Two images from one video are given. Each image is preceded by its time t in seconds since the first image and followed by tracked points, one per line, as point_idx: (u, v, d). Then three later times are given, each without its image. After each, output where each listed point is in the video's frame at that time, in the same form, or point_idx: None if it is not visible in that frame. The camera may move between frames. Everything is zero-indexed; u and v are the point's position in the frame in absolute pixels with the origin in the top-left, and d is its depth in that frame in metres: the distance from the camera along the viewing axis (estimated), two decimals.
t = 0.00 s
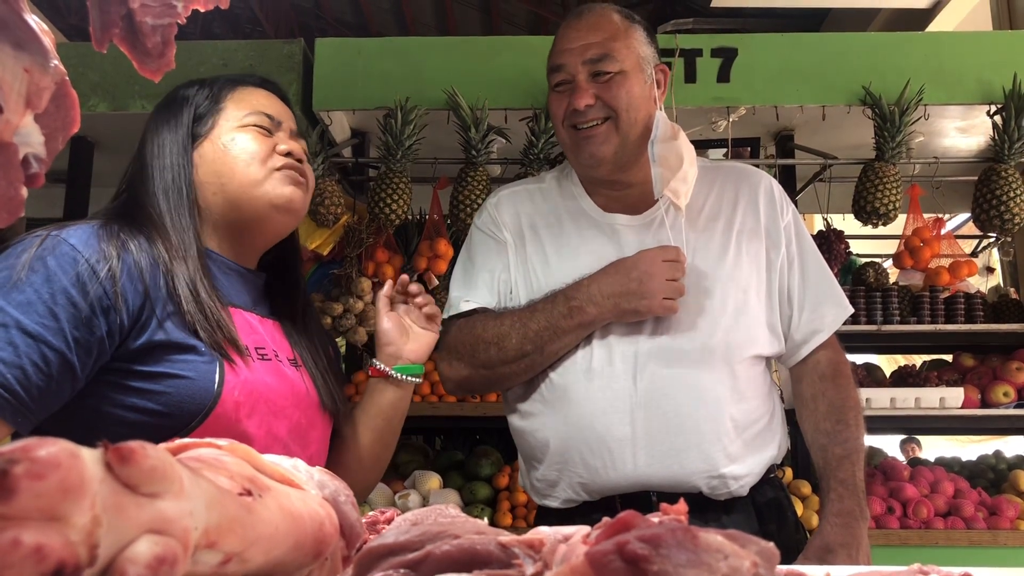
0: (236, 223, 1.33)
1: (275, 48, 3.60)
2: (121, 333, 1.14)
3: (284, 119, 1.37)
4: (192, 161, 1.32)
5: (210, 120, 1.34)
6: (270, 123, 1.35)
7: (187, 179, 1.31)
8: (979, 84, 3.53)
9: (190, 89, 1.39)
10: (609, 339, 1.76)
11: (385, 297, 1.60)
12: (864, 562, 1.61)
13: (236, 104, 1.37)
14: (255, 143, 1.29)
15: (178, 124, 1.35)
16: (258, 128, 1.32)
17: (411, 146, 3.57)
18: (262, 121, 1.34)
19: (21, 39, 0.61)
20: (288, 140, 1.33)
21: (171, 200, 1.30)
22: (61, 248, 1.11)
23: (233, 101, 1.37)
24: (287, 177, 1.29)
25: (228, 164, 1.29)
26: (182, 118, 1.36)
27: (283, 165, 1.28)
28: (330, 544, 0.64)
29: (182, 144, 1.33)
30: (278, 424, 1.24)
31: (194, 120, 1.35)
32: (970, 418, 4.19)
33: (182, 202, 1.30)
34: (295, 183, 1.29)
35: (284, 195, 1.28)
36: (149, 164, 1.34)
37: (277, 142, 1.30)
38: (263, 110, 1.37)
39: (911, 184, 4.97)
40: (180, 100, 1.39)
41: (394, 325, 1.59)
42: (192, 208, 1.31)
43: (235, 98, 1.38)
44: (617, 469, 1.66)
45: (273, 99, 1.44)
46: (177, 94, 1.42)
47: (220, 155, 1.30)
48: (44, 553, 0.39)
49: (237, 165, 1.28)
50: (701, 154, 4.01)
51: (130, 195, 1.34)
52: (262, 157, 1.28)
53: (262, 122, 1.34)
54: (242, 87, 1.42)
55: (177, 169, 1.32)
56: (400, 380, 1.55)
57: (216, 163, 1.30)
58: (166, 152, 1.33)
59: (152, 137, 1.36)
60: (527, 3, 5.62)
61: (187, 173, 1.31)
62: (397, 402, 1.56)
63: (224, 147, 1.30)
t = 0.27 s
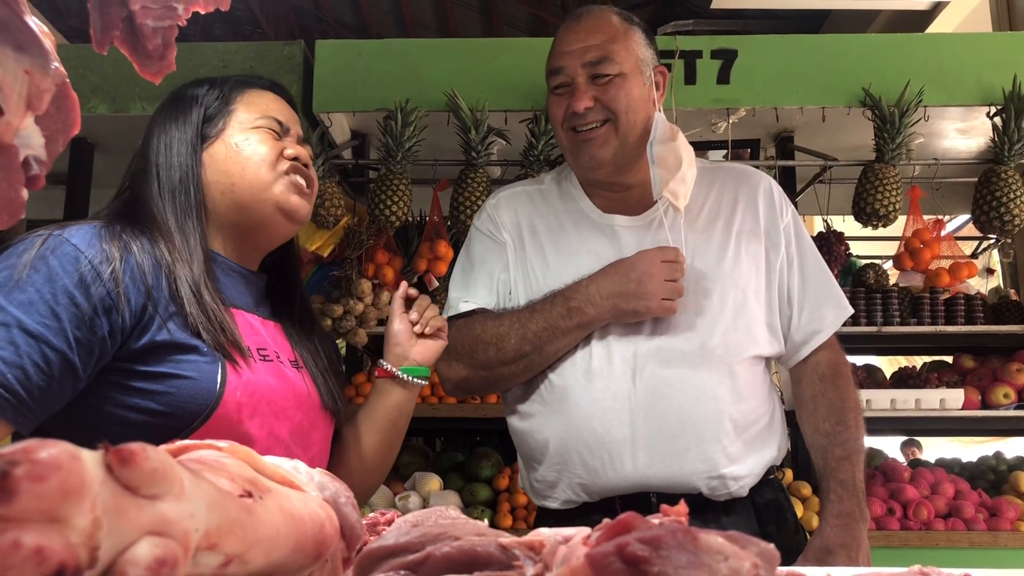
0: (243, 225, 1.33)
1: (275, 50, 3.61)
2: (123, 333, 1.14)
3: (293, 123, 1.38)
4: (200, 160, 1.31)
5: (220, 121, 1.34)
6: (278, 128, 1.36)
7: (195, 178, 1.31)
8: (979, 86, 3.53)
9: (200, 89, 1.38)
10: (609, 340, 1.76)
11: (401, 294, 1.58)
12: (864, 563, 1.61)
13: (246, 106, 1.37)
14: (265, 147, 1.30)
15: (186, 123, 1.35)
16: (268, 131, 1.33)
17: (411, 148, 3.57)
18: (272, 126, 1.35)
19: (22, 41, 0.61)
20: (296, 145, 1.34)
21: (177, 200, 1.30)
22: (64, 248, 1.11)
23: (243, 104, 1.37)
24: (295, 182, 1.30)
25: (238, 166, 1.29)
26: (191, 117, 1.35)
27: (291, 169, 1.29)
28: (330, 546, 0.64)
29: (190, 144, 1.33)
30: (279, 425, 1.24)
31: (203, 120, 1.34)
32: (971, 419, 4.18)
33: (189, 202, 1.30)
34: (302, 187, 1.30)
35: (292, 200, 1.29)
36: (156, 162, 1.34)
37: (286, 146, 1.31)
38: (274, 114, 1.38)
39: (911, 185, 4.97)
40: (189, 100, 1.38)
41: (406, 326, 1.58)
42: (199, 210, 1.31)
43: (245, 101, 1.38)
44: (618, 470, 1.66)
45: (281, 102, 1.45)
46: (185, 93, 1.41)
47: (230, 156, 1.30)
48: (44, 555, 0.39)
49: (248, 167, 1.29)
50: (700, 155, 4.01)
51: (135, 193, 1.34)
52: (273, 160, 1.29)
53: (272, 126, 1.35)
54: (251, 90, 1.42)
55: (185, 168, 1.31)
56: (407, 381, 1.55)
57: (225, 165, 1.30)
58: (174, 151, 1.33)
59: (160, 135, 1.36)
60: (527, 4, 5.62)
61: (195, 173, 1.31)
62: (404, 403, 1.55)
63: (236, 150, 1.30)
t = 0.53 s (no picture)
0: (239, 226, 1.33)
1: (275, 51, 3.61)
2: (120, 334, 1.14)
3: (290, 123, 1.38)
4: (198, 159, 1.31)
5: (217, 120, 1.34)
6: (277, 127, 1.36)
7: (192, 178, 1.30)
8: (979, 87, 3.53)
9: (198, 89, 1.39)
10: (608, 342, 1.76)
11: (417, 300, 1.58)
12: (864, 564, 1.60)
13: (244, 106, 1.37)
14: (261, 146, 1.30)
15: (185, 123, 1.35)
16: (264, 130, 1.33)
17: (411, 149, 3.57)
18: (270, 126, 1.35)
19: (22, 42, 0.61)
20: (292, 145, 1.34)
21: (175, 200, 1.30)
22: (60, 249, 1.11)
23: (241, 104, 1.37)
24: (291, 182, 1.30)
25: (233, 164, 1.29)
26: (189, 117, 1.35)
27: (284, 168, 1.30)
28: (330, 547, 0.64)
29: (188, 144, 1.33)
30: (277, 426, 1.24)
31: (201, 120, 1.34)
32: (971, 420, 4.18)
33: (188, 201, 1.30)
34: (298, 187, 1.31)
35: (289, 199, 1.29)
36: (155, 163, 1.34)
37: (281, 145, 1.32)
38: (271, 114, 1.38)
39: (911, 186, 4.98)
40: (188, 100, 1.38)
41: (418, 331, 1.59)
42: (197, 210, 1.31)
43: (243, 101, 1.38)
44: (617, 471, 1.66)
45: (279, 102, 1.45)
46: (184, 93, 1.41)
47: (226, 155, 1.30)
48: (44, 556, 0.39)
49: (243, 165, 1.29)
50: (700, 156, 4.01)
51: (133, 194, 1.34)
52: (269, 160, 1.29)
53: (269, 126, 1.35)
54: (249, 90, 1.42)
55: (183, 168, 1.31)
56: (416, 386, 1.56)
57: (222, 163, 1.30)
58: (172, 151, 1.33)
59: (158, 136, 1.36)
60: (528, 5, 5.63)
61: (193, 173, 1.31)
62: (411, 408, 1.55)
63: (232, 148, 1.30)
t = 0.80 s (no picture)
0: (235, 226, 1.33)
1: (275, 51, 3.61)
2: (116, 334, 1.14)
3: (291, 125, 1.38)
4: (198, 158, 1.31)
5: (218, 120, 1.34)
6: (276, 129, 1.36)
7: (190, 177, 1.30)
8: (978, 88, 3.53)
9: (199, 90, 1.39)
10: (608, 343, 1.76)
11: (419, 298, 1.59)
12: (863, 565, 1.61)
13: (244, 108, 1.37)
14: (260, 147, 1.30)
15: (185, 123, 1.35)
16: (264, 131, 1.33)
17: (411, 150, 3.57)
18: (269, 128, 1.35)
19: (21, 42, 0.61)
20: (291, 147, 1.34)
21: (173, 200, 1.30)
22: (56, 249, 1.11)
23: (242, 105, 1.37)
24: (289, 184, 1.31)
25: (230, 164, 1.29)
26: (190, 117, 1.35)
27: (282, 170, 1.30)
28: (330, 547, 0.64)
29: (188, 143, 1.33)
30: (275, 424, 1.24)
31: (202, 120, 1.34)
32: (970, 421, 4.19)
33: (186, 200, 1.30)
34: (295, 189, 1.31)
35: (286, 200, 1.29)
36: (154, 162, 1.34)
37: (280, 146, 1.32)
38: (272, 117, 1.38)
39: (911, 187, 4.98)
40: (189, 100, 1.38)
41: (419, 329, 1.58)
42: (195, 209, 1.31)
43: (243, 102, 1.38)
44: (616, 472, 1.66)
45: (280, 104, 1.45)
46: (185, 94, 1.41)
47: (225, 155, 1.30)
48: (43, 557, 0.39)
49: (241, 165, 1.29)
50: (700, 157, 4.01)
51: (132, 194, 1.34)
52: (267, 161, 1.29)
53: (269, 128, 1.35)
54: (250, 92, 1.43)
55: (182, 167, 1.31)
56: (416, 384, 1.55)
57: (221, 163, 1.30)
58: (172, 151, 1.33)
59: (158, 136, 1.36)
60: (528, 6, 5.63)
61: (192, 173, 1.31)
62: (410, 404, 1.55)
63: (231, 148, 1.30)
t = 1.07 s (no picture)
0: (228, 226, 1.33)
1: (275, 52, 3.61)
2: (116, 335, 1.14)
3: (278, 121, 1.37)
4: (184, 163, 1.32)
5: (204, 122, 1.34)
6: (264, 127, 1.35)
7: (179, 181, 1.31)
8: (978, 88, 3.53)
9: (186, 92, 1.39)
10: (608, 344, 1.76)
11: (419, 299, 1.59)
12: (863, 565, 1.60)
13: (229, 107, 1.36)
14: (247, 146, 1.29)
15: (173, 126, 1.35)
16: (251, 131, 1.32)
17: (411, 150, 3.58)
18: (255, 125, 1.34)
19: (20, 42, 0.61)
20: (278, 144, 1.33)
21: (167, 202, 1.30)
22: (55, 250, 1.11)
23: (226, 105, 1.37)
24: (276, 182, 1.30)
25: (218, 165, 1.29)
26: (177, 121, 1.36)
27: (271, 169, 1.29)
28: (329, 548, 0.64)
29: (177, 147, 1.33)
30: (275, 425, 1.24)
31: (187, 123, 1.35)
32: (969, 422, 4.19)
33: (177, 203, 1.30)
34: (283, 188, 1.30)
35: (274, 198, 1.29)
36: (145, 166, 1.34)
37: (268, 145, 1.31)
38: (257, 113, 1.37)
39: (911, 188, 4.98)
40: (177, 103, 1.39)
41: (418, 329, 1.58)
42: (189, 211, 1.31)
43: (229, 102, 1.38)
44: (616, 472, 1.66)
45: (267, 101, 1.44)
46: (173, 96, 1.41)
47: (212, 156, 1.30)
48: (43, 557, 0.39)
49: (228, 166, 1.28)
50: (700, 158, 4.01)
51: (126, 197, 1.34)
52: (253, 160, 1.28)
53: (254, 125, 1.34)
54: (237, 90, 1.42)
55: (170, 172, 1.32)
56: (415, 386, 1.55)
57: (209, 165, 1.29)
58: (161, 154, 1.33)
59: (148, 140, 1.36)
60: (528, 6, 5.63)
61: (181, 178, 1.32)
62: (409, 406, 1.55)
63: (217, 149, 1.30)
